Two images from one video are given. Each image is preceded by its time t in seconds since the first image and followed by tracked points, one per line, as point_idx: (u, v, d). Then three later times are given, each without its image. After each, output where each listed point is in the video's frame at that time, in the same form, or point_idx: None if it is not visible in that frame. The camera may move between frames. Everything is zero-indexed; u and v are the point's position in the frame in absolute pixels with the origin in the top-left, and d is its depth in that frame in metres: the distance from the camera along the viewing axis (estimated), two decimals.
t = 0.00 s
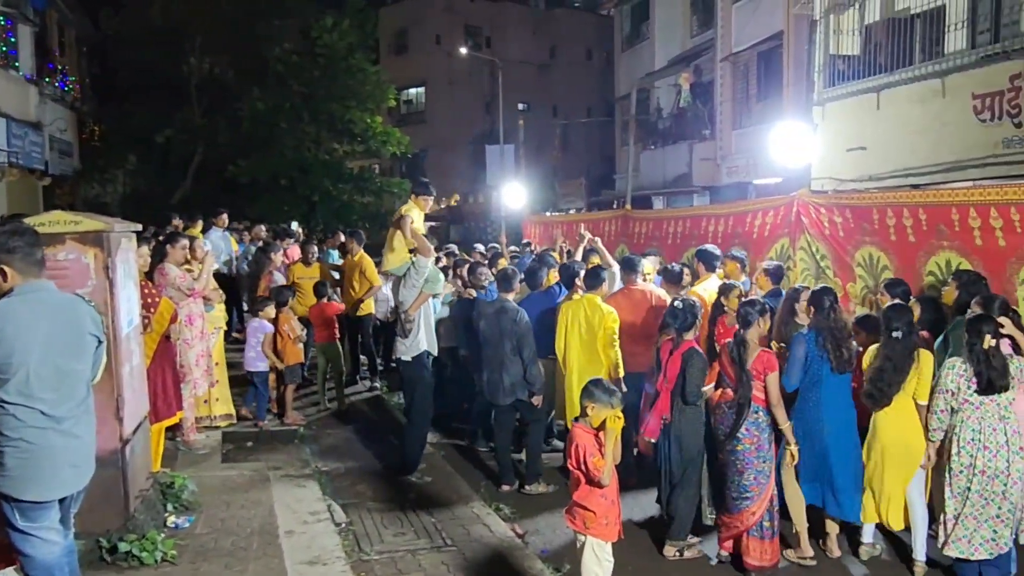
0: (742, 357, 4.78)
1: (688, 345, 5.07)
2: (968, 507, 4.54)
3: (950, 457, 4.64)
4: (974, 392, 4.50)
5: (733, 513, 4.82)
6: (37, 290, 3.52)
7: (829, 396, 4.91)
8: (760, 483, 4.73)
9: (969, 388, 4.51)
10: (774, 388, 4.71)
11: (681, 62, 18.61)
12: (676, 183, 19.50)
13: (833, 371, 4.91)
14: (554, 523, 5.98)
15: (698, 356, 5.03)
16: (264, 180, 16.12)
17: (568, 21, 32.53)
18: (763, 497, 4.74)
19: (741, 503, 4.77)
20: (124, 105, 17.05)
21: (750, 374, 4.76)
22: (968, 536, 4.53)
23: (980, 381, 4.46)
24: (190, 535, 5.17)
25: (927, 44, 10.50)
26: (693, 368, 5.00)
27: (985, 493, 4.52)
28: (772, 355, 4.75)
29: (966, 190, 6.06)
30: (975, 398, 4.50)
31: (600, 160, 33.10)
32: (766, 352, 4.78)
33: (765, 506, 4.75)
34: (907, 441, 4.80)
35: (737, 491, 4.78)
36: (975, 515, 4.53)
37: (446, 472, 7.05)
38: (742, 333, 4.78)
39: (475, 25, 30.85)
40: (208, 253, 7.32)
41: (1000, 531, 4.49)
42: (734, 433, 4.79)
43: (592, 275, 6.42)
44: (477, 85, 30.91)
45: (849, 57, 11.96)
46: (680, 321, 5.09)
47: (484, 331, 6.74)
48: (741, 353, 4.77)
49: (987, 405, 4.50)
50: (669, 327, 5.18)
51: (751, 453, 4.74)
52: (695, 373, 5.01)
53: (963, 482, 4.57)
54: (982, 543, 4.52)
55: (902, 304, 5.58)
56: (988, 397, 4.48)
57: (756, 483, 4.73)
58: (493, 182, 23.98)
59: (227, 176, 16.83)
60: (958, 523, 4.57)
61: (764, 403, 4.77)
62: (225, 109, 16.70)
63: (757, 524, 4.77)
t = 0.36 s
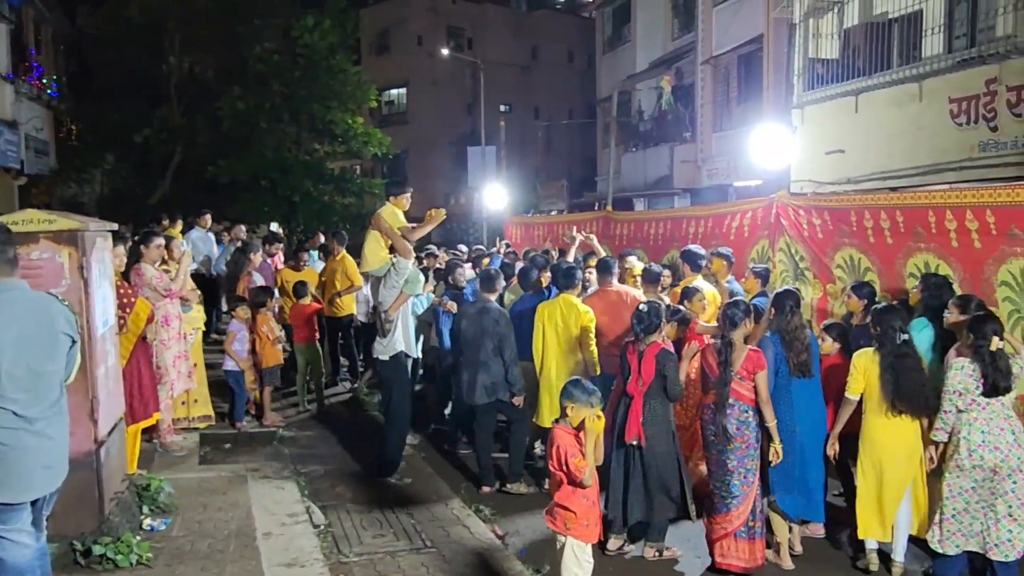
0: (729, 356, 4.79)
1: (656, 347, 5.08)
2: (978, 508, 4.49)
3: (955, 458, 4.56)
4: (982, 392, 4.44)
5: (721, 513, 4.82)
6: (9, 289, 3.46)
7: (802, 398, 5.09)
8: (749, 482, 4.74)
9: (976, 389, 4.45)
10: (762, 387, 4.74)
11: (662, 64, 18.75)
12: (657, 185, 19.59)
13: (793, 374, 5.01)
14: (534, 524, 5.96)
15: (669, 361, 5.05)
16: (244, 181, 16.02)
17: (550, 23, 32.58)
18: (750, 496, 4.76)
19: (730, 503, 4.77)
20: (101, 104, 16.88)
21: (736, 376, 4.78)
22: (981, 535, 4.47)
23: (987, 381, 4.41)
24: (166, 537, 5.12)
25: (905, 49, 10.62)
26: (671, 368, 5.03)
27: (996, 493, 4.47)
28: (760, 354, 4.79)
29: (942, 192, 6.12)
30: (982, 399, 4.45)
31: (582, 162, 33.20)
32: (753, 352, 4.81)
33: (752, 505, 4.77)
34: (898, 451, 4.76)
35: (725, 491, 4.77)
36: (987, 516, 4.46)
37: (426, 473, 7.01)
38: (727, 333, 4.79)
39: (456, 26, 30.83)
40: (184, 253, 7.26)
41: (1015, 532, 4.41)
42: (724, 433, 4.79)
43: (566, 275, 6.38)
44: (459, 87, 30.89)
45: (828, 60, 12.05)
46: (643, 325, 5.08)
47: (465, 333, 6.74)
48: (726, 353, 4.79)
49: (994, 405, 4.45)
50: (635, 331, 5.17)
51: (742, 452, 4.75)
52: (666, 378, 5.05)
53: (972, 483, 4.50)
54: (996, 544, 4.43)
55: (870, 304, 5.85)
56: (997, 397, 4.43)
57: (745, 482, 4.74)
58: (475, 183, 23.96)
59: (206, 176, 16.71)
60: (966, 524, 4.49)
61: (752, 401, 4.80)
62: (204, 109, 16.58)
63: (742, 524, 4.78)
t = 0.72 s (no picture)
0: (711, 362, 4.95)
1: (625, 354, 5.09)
2: (994, 516, 4.40)
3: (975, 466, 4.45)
4: (1000, 396, 4.40)
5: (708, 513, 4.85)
6: None
7: (783, 402, 4.98)
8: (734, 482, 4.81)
9: (995, 393, 4.40)
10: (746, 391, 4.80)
11: (651, 69, 18.83)
12: (647, 189, 19.63)
13: (771, 376, 4.99)
14: (523, 529, 5.96)
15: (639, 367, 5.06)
16: (234, 183, 15.97)
17: (540, 27, 32.65)
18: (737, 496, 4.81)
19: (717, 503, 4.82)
20: (89, 106, 16.80)
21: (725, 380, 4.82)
22: (992, 544, 4.40)
23: (1005, 384, 4.38)
24: (153, 543, 5.09)
25: (893, 54, 10.69)
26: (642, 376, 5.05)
27: (1005, 501, 4.41)
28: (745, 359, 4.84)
29: (929, 198, 6.15)
30: (1000, 403, 4.41)
31: (572, 166, 33.24)
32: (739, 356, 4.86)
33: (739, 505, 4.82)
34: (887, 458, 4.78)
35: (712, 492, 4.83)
36: (1002, 523, 4.40)
37: (415, 477, 6.99)
38: (716, 340, 4.86)
39: (447, 29, 30.85)
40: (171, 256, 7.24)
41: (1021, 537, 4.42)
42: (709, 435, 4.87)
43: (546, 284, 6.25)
44: (450, 90, 30.88)
45: (816, 65, 12.10)
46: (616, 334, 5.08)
47: (455, 335, 6.78)
48: (718, 359, 4.84)
49: (1006, 408, 4.44)
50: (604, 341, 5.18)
51: (727, 452, 4.82)
52: (638, 382, 5.06)
53: (994, 492, 4.40)
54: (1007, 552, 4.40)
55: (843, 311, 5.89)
56: (1010, 401, 4.43)
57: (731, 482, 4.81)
58: (465, 186, 23.95)
59: (195, 179, 16.65)
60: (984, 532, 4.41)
61: (734, 404, 4.86)
62: (194, 111, 16.53)
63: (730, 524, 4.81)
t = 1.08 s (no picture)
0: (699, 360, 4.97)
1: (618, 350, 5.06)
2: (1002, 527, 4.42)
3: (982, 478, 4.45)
4: (1002, 407, 4.38)
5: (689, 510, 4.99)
6: None
7: (778, 403, 4.99)
8: (712, 479, 4.98)
9: (998, 405, 4.37)
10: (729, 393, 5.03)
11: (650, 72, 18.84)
12: (645, 191, 19.61)
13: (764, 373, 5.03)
14: (520, 531, 5.96)
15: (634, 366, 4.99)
16: (231, 186, 15.94)
17: (538, 29, 32.66)
18: (717, 492, 5.00)
19: (697, 500, 4.97)
20: (86, 108, 16.78)
21: (706, 376, 4.93)
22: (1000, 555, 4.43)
23: (1008, 396, 4.36)
24: (149, 546, 5.07)
25: (890, 57, 10.70)
26: (633, 374, 4.97)
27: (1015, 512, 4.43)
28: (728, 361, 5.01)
29: (928, 200, 6.15)
30: (1002, 413, 4.39)
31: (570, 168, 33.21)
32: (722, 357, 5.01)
33: (718, 500, 5.01)
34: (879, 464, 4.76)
35: (693, 490, 4.97)
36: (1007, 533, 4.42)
37: (413, 480, 6.99)
38: (702, 340, 4.95)
39: (445, 32, 30.86)
40: (169, 258, 7.22)
41: None
42: (691, 436, 4.96)
43: (532, 284, 6.49)
44: (447, 92, 30.88)
45: (814, 68, 12.10)
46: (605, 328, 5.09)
47: (454, 336, 6.77)
48: (705, 361, 4.93)
49: (1008, 418, 4.43)
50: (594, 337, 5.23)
51: (708, 451, 4.95)
52: (633, 380, 4.98)
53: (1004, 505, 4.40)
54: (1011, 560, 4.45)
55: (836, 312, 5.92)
56: (1011, 409, 4.42)
57: (711, 479, 4.98)
58: (464, 189, 23.92)
59: (193, 181, 16.63)
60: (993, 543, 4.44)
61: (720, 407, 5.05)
62: (191, 114, 16.51)
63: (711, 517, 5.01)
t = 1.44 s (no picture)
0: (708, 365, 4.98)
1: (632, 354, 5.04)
2: None
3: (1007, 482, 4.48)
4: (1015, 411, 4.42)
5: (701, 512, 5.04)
6: None
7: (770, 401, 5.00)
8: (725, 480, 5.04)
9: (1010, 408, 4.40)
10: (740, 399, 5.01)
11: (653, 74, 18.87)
12: (649, 194, 19.61)
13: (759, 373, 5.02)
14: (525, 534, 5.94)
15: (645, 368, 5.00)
16: (235, 189, 15.97)
17: (541, 32, 32.68)
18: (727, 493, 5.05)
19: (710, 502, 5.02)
20: (91, 112, 16.83)
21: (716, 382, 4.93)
22: None
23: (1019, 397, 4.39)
24: (154, 549, 5.07)
25: (895, 59, 10.68)
26: (640, 377, 4.97)
27: None
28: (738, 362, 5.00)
29: (933, 202, 6.13)
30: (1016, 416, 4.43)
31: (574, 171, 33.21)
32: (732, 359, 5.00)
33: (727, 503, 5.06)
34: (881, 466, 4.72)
35: (705, 491, 5.02)
36: None
37: (418, 483, 6.97)
38: (712, 344, 4.94)
39: (449, 35, 30.89)
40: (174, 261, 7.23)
41: None
42: (705, 438, 5.00)
43: (531, 285, 6.51)
44: (451, 95, 30.92)
45: (818, 70, 12.08)
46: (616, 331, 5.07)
47: (458, 338, 6.76)
48: (716, 365, 4.92)
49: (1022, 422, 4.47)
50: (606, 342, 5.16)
51: (721, 454, 5.00)
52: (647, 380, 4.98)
53: None
54: None
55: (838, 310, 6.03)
56: None
57: (723, 481, 5.03)
58: (468, 192, 23.94)
59: (197, 185, 16.67)
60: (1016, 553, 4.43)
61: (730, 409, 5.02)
62: (196, 117, 16.54)
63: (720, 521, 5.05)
